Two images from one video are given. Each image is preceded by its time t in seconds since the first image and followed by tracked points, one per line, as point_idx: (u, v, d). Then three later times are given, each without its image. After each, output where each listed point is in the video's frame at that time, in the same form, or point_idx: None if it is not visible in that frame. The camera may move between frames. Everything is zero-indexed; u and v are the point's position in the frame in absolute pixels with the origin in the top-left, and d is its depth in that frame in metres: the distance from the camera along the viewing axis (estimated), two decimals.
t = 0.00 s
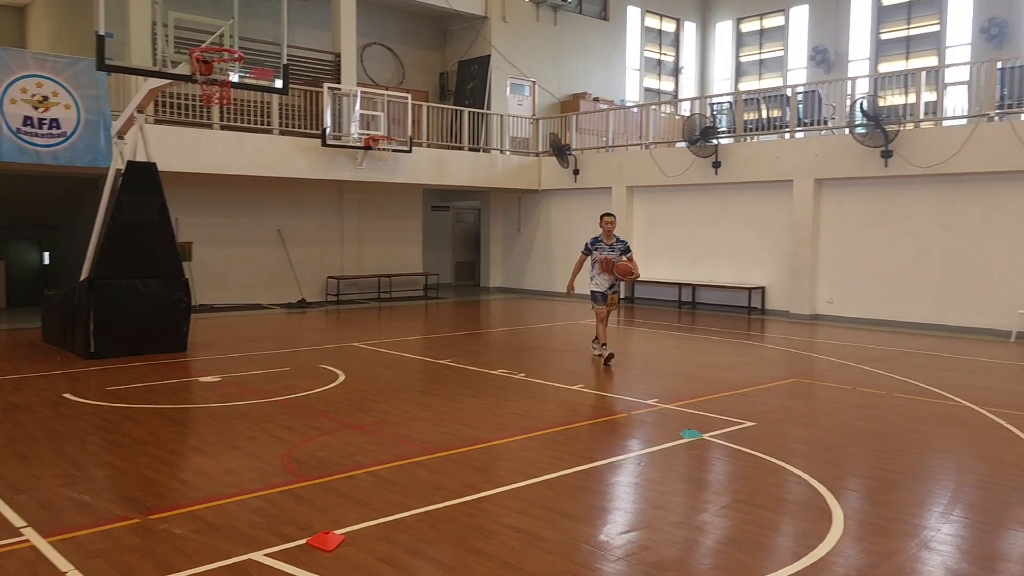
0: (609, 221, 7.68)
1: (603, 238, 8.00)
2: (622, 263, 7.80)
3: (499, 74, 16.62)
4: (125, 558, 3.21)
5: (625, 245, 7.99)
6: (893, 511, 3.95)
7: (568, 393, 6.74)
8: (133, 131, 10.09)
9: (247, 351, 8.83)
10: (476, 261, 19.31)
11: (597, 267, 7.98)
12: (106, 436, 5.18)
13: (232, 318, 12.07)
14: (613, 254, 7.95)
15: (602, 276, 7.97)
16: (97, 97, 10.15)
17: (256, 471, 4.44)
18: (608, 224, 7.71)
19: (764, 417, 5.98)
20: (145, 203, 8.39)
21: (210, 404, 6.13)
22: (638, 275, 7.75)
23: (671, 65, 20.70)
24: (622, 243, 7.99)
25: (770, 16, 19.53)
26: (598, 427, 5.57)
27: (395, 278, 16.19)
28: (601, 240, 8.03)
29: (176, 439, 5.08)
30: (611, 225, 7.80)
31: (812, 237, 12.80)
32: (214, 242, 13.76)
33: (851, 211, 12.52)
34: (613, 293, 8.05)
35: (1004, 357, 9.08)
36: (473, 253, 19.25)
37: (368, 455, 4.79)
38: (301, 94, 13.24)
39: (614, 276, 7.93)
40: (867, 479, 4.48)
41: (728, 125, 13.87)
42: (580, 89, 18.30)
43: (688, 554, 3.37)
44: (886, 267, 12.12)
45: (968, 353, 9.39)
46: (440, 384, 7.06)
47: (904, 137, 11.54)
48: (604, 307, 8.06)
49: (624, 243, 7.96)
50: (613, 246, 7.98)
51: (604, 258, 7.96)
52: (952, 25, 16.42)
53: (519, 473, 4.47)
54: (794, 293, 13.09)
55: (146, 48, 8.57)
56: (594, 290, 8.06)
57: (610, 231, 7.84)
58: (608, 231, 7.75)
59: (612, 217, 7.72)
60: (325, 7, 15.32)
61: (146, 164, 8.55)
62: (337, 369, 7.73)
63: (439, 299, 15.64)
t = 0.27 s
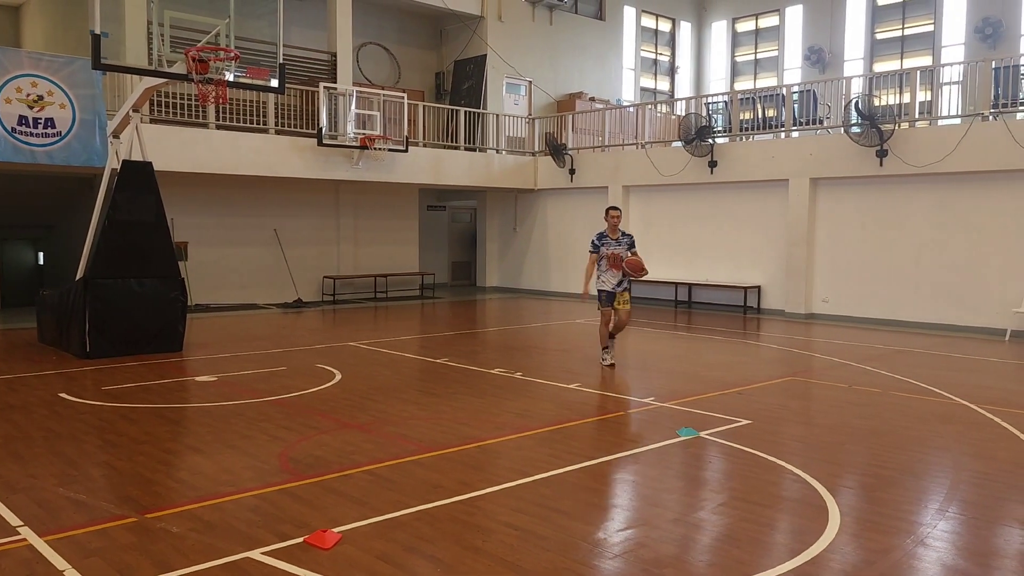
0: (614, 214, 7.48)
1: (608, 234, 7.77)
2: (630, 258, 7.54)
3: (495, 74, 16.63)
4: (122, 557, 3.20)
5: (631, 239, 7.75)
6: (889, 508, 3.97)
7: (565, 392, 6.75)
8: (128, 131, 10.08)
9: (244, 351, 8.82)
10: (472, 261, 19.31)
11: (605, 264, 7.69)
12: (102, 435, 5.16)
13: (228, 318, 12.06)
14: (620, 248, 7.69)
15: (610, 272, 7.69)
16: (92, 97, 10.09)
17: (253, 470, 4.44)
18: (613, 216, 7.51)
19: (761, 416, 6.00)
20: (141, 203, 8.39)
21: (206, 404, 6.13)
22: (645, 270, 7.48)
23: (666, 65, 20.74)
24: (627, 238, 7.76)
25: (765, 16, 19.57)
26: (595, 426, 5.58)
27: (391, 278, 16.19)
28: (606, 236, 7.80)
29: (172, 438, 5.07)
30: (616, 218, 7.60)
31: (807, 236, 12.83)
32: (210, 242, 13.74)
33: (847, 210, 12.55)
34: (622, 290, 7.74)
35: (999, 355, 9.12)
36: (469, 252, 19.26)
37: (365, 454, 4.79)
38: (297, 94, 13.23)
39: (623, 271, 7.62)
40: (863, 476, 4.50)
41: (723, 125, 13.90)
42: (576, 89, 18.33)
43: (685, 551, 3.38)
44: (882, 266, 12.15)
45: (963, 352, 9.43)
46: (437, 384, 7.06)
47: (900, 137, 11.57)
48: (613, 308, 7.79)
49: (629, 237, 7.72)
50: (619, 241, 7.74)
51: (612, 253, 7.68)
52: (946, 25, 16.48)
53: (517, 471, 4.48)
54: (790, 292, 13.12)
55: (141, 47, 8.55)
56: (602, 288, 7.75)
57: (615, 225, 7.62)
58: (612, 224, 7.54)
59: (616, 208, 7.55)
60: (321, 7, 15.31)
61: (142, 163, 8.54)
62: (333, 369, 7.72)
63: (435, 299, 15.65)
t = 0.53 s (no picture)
0: (627, 215, 7.23)
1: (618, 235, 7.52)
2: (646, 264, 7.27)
3: (492, 73, 16.62)
4: (117, 556, 3.19)
5: (640, 242, 7.56)
6: (884, 507, 3.98)
7: (561, 391, 6.75)
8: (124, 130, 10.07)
9: (240, 350, 8.82)
10: (468, 260, 19.31)
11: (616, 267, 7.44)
12: (98, 434, 5.15)
13: (223, 318, 12.05)
14: (631, 251, 7.48)
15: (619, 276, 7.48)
16: (87, 96, 10.12)
17: (249, 469, 4.43)
18: (627, 219, 7.25)
19: (757, 414, 6.01)
20: (137, 202, 8.35)
21: (202, 403, 6.12)
22: (657, 275, 7.28)
23: (663, 64, 20.75)
24: (637, 240, 7.56)
25: (761, 15, 19.60)
26: (591, 425, 5.58)
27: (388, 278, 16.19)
28: (616, 237, 7.54)
29: (167, 438, 5.07)
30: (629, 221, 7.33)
31: (803, 236, 12.85)
32: (206, 241, 13.72)
33: (842, 210, 12.57)
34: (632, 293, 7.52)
35: (993, 354, 9.14)
36: (465, 252, 19.26)
37: (361, 453, 4.79)
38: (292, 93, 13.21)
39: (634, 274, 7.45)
40: (858, 475, 4.50)
41: (720, 124, 13.91)
42: (573, 88, 18.34)
43: (680, 549, 3.38)
44: (877, 265, 12.18)
45: (958, 350, 9.45)
46: (433, 383, 7.06)
47: (895, 136, 11.59)
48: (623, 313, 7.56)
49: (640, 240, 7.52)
50: (629, 243, 7.51)
51: (623, 255, 7.48)
52: (941, 24, 16.52)
53: (512, 470, 4.48)
54: (786, 291, 13.14)
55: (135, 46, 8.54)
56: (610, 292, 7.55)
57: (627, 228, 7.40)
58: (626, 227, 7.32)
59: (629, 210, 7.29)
60: (317, 6, 15.29)
61: (137, 162, 8.51)
62: (329, 368, 7.72)
63: (431, 298, 15.64)
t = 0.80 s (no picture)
0: (643, 209, 6.86)
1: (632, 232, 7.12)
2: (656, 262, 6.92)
3: (488, 71, 16.60)
4: (111, 554, 3.19)
5: (655, 239, 7.17)
6: (878, 505, 3.99)
7: (557, 389, 6.75)
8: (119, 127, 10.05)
9: (235, 348, 8.81)
10: (465, 259, 19.30)
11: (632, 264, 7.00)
12: (92, 432, 5.15)
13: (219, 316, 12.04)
14: (646, 248, 7.08)
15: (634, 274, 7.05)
16: (83, 93, 10.10)
17: (243, 467, 4.43)
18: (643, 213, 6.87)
19: (751, 413, 6.01)
20: (132, 200, 8.35)
21: (197, 401, 6.11)
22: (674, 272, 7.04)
23: (660, 63, 20.76)
24: (652, 237, 7.17)
25: (758, 14, 19.60)
26: (586, 423, 5.59)
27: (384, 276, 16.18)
28: (630, 233, 7.14)
29: (162, 435, 5.06)
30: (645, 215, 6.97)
31: (799, 234, 12.86)
32: (202, 239, 13.70)
33: (838, 208, 12.58)
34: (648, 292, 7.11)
35: (988, 353, 9.16)
36: (462, 250, 19.25)
37: (356, 451, 4.79)
38: (288, 90, 13.19)
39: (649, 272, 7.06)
40: (852, 473, 4.51)
41: (716, 122, 13.90)
42: (570, 87, 18.33)
43: (674, 548, 3.39)
44: (873, 264, 12.20)
45: (953, 349, 9.47)
46: (428, 381, 7.06)
47: (891, 135, 11.61)
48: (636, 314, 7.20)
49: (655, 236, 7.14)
50: (644, 240, 7.11)
51: (638, 251, 7.07)
52: (938, 23, 16.54)
53: (507, 468, 4.48)
54: (782, 290, 13.16)
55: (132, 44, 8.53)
56: (625, 292, 7.11)
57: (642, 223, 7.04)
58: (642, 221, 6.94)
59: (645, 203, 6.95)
60: (313, 4, 15.26)
61: (132, 160, 8.50)
62: (325, 366, 7.71)
63: (428, 296, 15.64)
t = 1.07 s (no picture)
0: (651, 211, 6.51)
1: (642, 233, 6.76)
2: (647, 246, 6.51)
3: (485, 68, 16.58)
4: (104, 551, 3.18)
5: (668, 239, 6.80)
6: (872, 503, 4.00)
7: (552, 387, 6.76)
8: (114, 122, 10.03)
9: (230, 345, 8.79)
10: (461, 256, 19.30)
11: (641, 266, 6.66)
12: (86, 429, 5.14)
13: (215, 312, 12.02)
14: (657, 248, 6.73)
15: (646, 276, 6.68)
16: (78, 89, 10.07)
17: (238, 464, 4.42)
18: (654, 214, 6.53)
19: (746, 411, 6.02)
20: (127, 196, 8.35)
21: (192, 398, 6.10)
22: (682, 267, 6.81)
23: (656, 60, 20.76)
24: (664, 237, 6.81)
25: (754, 11, 19.61)
26: (581, 420, 5.59)
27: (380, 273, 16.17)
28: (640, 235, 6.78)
29: (156, 432, 5.05)
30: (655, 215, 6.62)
31: (794, 232, 12.88)
32: (197, 236, 13.67)
33: (834, 206, 12.60)
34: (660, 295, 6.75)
35: (982, 351, 9.19)
36: (458, 247, 19.24)
37: (351, 448, 4.79)
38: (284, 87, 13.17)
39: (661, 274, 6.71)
40: (846, 471, 4.52)
41: (712, 120, 13.91)
42: (566, 84, 18.32)
43: (669, 545, 3.39)
44: (868, 262, 12.23)
45: (947, 347, 9.50)
46: (424, 378, 7.05)
47: (887, 133, 11.63)
48: (649, 316, 6.80)
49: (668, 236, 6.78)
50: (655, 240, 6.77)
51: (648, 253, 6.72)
52: (934, 21, 16.56)
53: (502, 465, 4.48)
54: (777, 288, 13.18)
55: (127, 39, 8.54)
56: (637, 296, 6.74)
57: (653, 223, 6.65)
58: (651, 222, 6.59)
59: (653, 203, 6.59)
60: None
61: (127, 156, 8.49)
62: (320, 363, 7.71)
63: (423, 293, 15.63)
